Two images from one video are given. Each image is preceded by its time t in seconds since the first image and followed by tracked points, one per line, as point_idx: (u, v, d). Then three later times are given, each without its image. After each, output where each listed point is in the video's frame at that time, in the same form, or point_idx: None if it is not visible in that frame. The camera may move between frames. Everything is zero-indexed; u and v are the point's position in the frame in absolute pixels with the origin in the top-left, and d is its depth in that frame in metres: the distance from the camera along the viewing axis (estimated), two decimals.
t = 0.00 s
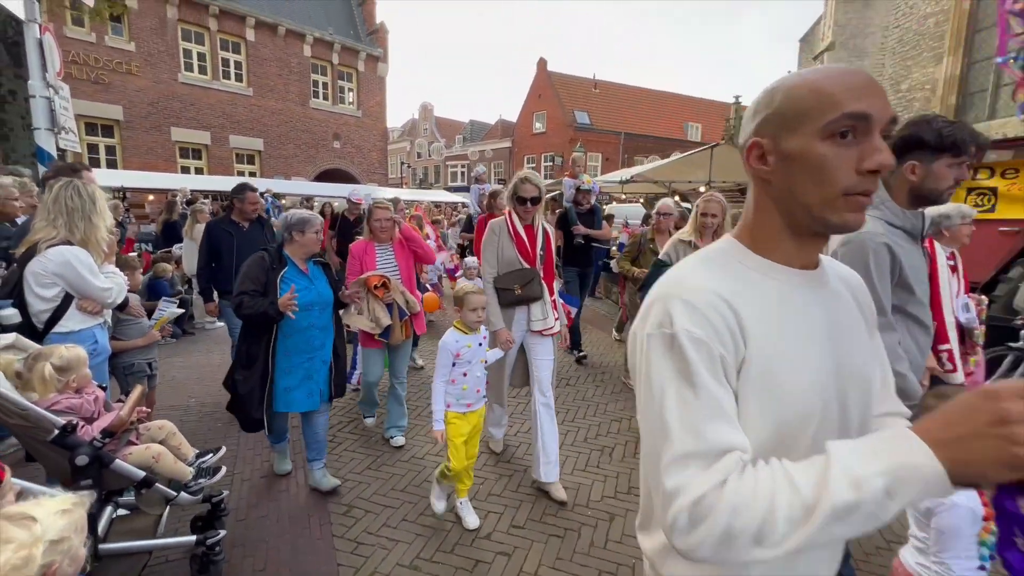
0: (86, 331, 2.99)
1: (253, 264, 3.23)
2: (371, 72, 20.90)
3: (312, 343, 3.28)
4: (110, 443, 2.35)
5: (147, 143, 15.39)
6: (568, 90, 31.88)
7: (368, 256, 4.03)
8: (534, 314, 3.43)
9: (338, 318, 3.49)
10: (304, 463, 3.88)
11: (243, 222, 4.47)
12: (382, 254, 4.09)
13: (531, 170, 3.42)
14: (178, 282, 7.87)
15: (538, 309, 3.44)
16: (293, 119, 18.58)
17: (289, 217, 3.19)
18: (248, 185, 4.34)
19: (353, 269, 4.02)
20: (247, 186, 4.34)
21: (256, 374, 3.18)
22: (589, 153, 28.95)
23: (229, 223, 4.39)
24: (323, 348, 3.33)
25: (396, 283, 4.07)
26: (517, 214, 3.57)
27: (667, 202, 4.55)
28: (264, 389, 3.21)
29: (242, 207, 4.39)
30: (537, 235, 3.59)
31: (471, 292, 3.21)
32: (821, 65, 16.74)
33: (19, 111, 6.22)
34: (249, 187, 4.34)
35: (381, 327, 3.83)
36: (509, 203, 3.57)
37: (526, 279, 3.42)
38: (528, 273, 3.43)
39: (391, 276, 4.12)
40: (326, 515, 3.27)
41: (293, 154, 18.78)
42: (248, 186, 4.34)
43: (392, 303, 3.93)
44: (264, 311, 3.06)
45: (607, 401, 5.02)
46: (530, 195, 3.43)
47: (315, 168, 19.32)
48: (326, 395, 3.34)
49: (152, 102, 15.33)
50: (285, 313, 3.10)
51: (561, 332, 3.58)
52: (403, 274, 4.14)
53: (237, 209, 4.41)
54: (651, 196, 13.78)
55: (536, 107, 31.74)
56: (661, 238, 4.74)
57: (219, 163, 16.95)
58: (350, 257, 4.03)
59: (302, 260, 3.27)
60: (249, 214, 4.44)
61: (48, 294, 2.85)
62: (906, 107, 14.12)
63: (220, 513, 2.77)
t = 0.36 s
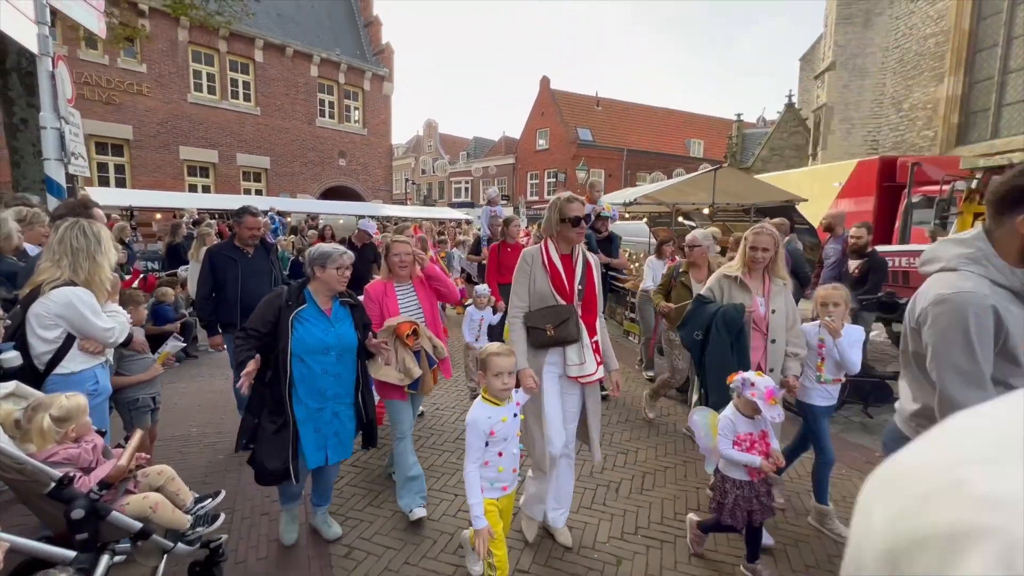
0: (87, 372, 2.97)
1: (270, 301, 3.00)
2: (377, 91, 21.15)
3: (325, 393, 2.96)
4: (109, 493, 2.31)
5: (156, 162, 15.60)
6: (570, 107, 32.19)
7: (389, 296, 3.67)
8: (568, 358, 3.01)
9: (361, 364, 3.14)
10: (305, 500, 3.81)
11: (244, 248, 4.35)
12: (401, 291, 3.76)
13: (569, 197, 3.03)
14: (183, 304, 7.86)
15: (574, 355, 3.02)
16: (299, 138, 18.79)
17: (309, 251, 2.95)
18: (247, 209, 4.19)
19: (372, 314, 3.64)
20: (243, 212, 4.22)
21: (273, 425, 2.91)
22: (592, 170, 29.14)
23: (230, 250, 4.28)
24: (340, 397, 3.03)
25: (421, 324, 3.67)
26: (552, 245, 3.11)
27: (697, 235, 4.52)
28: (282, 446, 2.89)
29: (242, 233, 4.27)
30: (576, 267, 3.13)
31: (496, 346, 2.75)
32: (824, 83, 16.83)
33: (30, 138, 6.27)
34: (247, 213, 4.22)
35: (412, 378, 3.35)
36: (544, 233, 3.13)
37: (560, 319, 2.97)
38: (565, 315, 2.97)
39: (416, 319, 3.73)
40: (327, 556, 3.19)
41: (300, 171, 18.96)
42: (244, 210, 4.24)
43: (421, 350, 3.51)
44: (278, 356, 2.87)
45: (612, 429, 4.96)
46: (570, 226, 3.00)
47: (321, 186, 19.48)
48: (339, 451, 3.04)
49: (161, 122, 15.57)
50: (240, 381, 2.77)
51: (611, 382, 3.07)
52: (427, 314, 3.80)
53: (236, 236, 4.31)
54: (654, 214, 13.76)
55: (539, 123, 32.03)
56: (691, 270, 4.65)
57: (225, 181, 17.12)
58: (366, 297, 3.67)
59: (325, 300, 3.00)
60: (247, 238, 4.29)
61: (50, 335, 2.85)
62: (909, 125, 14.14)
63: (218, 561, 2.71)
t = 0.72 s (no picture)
0: (87, 395, 2.96)
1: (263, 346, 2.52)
2: (380, 101, 21.28)
3: (338, 445, 2.55)
4: (108, 522, 2.28)
5: (161, 173, 15.73)
6: (572, 116, 32.30)
7: (406, 321, 3.27)
8: (621, 411, 2.72)
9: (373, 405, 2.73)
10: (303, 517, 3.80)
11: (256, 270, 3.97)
12: (416, 313, 3.35)
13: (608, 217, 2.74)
14: (186, 317, 7.87)
15: (628, 407, 2.72)
16: (303, 148, 18.91)
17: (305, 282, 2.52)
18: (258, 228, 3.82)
19: (387, 343, 3.21)
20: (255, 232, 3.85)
21: (268, 492, 2.41)
22: (594, 178, 29.21)
23: (242, 273, 3.91)
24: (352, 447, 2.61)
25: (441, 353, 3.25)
26: (590, 275, 2.77)
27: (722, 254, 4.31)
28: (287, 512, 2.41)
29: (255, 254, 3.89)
30: (618, 304, 2.81)
31: (541, 397, 2.35)
32: (826, 92, 16.85)
33: (37, 154, 6.31)
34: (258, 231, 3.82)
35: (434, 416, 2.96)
36: (581, 262, 2.80)
37: (614, 368, 2.63)
38: (613, 360, 2.65)
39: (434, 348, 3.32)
40: None
41: (303, 181, 19.06)
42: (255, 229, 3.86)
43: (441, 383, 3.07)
44: (278, 410, 2.41)
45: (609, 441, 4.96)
46: (614, 255, 2.69)
47: (324, 195, 19.56)
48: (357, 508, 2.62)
49: (166, 133, 15.72)
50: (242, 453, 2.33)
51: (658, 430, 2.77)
52: (447, 336, 3.41)
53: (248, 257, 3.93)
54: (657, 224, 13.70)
55: (541, 132, 32.18)
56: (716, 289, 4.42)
57: (229, 192, 17.23)
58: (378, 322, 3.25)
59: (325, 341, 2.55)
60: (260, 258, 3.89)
61: (50, 358, 2.84)
62: (911, 133, 14.14)
63: None
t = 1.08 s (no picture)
0: (89, 412, 2.96)
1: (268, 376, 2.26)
2: (383, 110, 21.39)
3: (353, 488, 2.28)
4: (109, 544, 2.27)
5: (165, 182, 15.83)
6: (573, 123, 32.43)
7: (436, 348, 3.01)
8: (687, 454, 2.25)
9: (390, 442, 2.44)
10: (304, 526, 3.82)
11: (275, 281, 3.85)
12: (449, 339, 3.10)
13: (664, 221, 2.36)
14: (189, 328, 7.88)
15: (696, 451, 2.26)
16: (306, 157, 19.02)
17: (313, 301, 2.30)
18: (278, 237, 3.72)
19: (414, 371, 2.95)
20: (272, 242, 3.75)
21: (261, 548, 2.20)
22: (595, 185, 29.27)
23: (260, 284, 3.78)
24: (371, 488, 2.34)
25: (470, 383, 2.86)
26: (644, 287, 2.35)
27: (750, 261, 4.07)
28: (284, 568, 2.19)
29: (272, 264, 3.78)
30: (677, 321, 2.40)
31: (616, 447, 1.99)
32: (826, 98, 16.88)
33: (43, 167, 6.36)
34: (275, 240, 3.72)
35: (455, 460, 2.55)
36: (629, 274, 2.39)
37: (687, 406, 2.20)
38: (680, 390, 2.20)
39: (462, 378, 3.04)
40: None
41: (306, 190, 19.16)
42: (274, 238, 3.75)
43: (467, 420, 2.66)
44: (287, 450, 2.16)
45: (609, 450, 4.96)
46: (672, 264, 2.31)
47: (327, 204, 19.66)
48: (377, 561, 2.34)
49: (170, 144, 15.84)
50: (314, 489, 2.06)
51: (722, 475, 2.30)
52: (479, 362, 3.10)
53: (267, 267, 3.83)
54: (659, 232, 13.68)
55: (543, 139, 32.29)
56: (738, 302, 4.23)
57: (233, 201, 17.33)
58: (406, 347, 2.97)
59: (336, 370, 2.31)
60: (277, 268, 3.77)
61: (54, 376, 2.85)
62: (913, 139, 14.15)
63: None
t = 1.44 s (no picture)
0: (90, 421, 2.96)
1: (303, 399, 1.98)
2: (383, 115, 21.44)
3: (377, 551, 1.95)
4: (109, 554, 2.26)
5: (166, 189, 15.90)
6: (573, 128, 32.50)
7: (475, 360, 2.84)
8: (794, 530, 1.92)
9: (431, 495, 2.09)
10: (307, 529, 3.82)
11: (280, 296, 3.51)
12: (489, 350, 2.92)
13: (765, 237, 2.03)
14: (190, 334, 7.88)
15: (805, 528, 1.92)
16: (306, 162, 19.08)
17: (364, 320, 2.01)
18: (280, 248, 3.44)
19: (450, 383, 2.79)
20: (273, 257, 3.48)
21: None
22: (595, 189, 29.34)
23: (265, 300, 3.47)
24: (398, 552, 2.00)
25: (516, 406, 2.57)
26: (738, 316, 2.00)
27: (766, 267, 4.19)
28: None
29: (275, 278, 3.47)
30: (781, 361, 2.04)
31: (713, 537, 1.61)
32: (825, 102, 16.91)
33: (45, 175, 6.39)
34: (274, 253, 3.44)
35: (498, 485, 2.32)
36: (718, 300, 2.06)
37: (790, 469, 1.81)
38: (779, 446, 1.84)
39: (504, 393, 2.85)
40: None
41: (307, 195, 19.21)
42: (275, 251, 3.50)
43: (509, 444, 2.43)
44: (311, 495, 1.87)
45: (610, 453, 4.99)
46: (774, 288, 1.97)
47: (327, 209, 19.70)
48: None
49: (172, 150, 15.90)
50: None
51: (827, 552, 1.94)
52: (522, 378, 2.89)
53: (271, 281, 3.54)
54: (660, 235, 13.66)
55: (543, 144, 32.37)
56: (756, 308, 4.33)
57: (234, 207, 17.39)
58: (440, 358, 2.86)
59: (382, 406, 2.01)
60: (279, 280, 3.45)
61: (55, 385, 2.85)
62: (912, 142, 14.18)
63: None
